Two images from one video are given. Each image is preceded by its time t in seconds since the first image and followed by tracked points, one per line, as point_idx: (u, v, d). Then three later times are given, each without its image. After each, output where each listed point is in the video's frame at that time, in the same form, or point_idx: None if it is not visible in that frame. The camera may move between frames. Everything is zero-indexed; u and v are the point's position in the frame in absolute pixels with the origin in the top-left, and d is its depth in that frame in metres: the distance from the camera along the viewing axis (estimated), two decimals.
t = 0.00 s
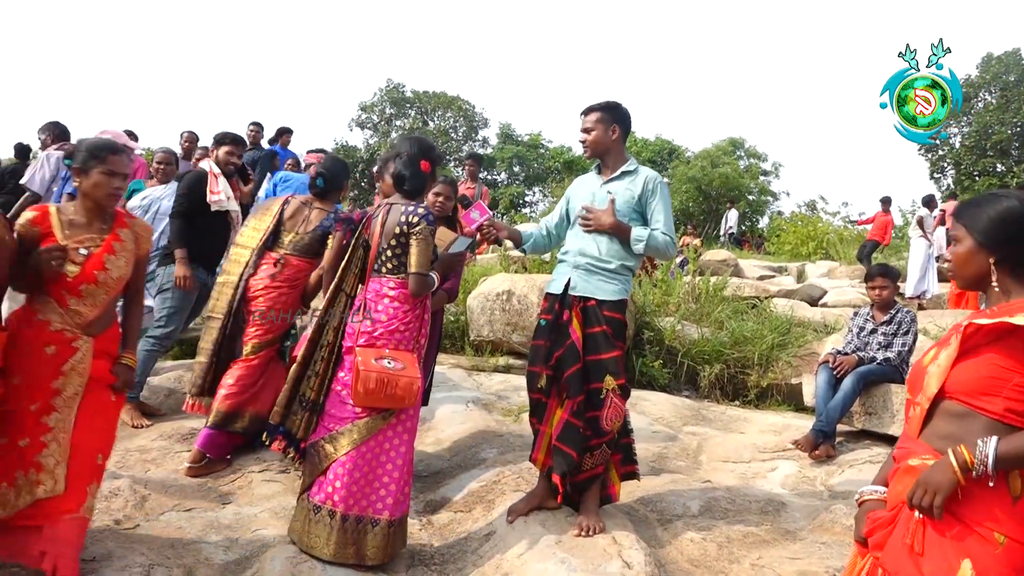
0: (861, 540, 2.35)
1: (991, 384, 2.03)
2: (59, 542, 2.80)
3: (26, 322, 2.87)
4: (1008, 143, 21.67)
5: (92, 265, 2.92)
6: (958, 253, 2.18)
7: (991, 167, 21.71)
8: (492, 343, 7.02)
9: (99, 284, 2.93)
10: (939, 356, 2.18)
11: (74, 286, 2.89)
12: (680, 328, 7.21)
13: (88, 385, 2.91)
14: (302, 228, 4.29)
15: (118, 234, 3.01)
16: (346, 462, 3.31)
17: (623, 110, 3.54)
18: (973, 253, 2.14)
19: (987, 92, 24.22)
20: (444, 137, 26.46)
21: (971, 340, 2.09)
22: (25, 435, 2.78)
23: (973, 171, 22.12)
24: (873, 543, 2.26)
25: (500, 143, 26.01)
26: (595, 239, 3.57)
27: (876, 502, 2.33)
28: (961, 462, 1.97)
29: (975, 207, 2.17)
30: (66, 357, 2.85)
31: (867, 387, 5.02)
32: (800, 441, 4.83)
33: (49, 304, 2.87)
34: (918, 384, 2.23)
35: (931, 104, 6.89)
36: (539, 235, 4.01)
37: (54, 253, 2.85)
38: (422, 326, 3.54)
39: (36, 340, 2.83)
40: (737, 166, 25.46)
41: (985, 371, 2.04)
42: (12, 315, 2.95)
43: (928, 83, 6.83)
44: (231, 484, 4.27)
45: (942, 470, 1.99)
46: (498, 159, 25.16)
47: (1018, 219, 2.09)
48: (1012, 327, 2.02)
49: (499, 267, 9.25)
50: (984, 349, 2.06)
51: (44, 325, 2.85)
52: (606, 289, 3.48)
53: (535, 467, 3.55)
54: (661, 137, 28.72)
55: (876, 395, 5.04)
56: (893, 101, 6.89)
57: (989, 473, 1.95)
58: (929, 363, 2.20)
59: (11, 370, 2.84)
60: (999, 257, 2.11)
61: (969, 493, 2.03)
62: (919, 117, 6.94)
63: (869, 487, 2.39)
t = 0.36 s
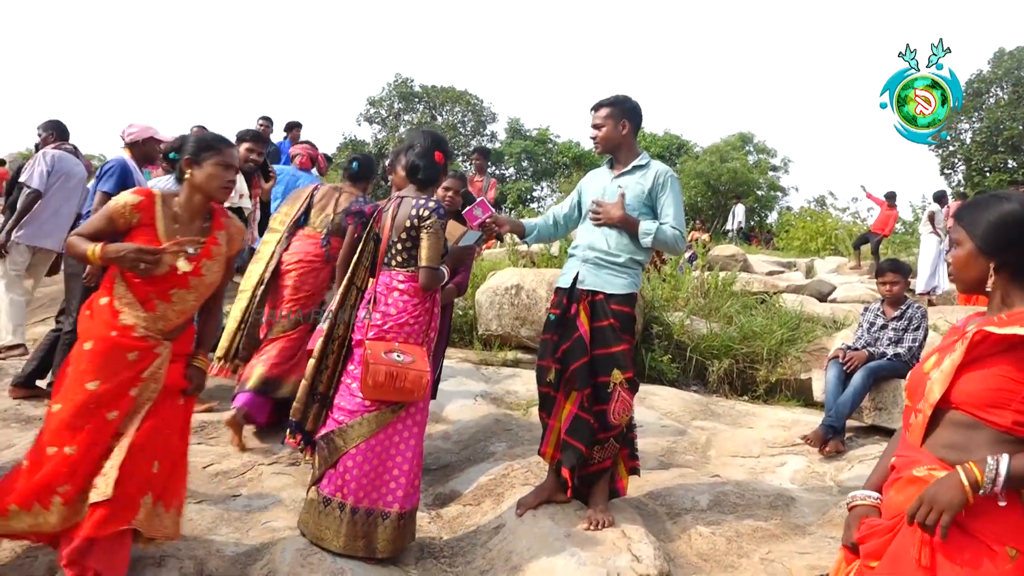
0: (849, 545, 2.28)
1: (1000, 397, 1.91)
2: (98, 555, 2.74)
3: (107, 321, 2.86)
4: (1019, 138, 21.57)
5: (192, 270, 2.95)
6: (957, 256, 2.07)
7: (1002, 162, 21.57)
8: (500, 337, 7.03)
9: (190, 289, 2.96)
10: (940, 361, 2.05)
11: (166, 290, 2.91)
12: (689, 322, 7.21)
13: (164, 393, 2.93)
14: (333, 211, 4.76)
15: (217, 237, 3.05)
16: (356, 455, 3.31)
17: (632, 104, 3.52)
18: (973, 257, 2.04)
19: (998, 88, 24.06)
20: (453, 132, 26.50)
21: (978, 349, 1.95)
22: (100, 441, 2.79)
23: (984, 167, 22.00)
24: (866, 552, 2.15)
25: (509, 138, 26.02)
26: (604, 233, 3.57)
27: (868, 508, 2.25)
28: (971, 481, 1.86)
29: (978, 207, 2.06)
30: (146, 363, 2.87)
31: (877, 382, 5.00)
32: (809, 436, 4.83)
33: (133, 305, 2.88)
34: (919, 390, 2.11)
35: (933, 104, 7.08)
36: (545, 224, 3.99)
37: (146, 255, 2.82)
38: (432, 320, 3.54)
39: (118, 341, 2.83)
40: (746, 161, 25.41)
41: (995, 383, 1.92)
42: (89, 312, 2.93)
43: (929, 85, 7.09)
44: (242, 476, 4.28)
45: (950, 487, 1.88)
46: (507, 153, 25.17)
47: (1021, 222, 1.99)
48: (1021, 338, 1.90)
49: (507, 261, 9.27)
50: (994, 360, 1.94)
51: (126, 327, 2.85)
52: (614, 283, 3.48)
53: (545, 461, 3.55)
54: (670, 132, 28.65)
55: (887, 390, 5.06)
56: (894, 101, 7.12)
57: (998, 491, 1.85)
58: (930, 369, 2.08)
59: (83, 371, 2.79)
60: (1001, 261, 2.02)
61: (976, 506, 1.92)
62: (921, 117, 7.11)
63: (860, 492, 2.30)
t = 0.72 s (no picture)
0: (837, 536, 2.23)
1: (989, 382, 1.87)
2: None
3: (181, 338, 2.61)
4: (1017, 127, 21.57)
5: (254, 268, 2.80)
6: (944, 242, 2.05)
7: (1001, 152, 21.50)
8: (501, 333, 7.02)
9: (256, 288, 2.81)
10: (928, 347, 2.01)
11: (236, 292, 2.73)
12: (689, 315, 7.20)
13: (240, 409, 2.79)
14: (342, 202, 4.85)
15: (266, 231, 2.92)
16: (358, 453, 3.31)
17: (629, 98, 3.51)
18: (960, 240, 2.02)
19: (996, 76, 23.98)
20: (450, 128, 26.51)
21: (965, 334, 1.92)
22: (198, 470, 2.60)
23: (983, 156, 21.96)
24: (856, 543, 2.09)
25: (507, 133, 26.01)
26: (603, 226, 3.56)
27: (857, 498, 2.21)
28: (963, 469, 1.79)
29: (963, 191, 2.05)
30: (226, 377, 2.70)
31: (878, 372, 5.00)
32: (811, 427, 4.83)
33: (206, 316, 2.65)
34: (906, 377, 2.07)
35: (932, 102, 5.94)
36: (543, 216, 3.98)
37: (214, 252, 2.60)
38: (433, 317, 3.54)
39: (199, 358, 2.61)
40: (745, 154, 25.39)
41: (983, 368, 1.88)
42: (148, 332, 2.64)
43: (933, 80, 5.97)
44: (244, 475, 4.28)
45: (943, 478, 1.81)
46: (505, 149, 25.18)
47: (1007, 205, 1.97)
48: (1009, 323, 1.87)
49: (507, 257, 9.26)
50: (983, 345, 1.90)
51: (203, 341, 2.64)
52: (613, 277, 3.47)
53: (547, 456, 3.55)
54: (668, 125, 28.59)
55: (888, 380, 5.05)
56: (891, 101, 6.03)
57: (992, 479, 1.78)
58: (916, 356, 2.04)
59: (166, 397, 2.55)
60: (988, 244, 1.99)
61: (971, 495, 1.86)
62: (921, 116, 5.95)
63: (849, 482, 2.26)
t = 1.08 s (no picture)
0: (793, 531, 2.19)
1: (929, 370, 1.88)
2: None
3: (233, 345, 2.37)
4: (996, 126, 21.82)
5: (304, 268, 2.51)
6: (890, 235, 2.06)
7: (979, 150, 21.66)
8: (484, 328, 7.01)
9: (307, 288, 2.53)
10: (872, 338, 2.01)
11: (286, 294, 2.47)
12: (672, 311, 7.21)
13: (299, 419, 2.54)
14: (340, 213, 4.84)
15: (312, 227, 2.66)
16: (340, 448, 3.30)
17: (613, 93, 3.50)
18: (906, 234, 2.04)
19: (975, 75, 24.22)
20: (434, 123, 26.43)
21: (906, 324, 1.93)
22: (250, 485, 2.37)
23: (962, 155, 22.15)
24: (808, 536, 2.08)
25: (490, 128, 25.96)
26: (585, 220, 3.56)
27: (810, 491, 2.19)
28: (901, 458, 1.83)
29: (908, 185, 2.06)
30: (282, 385, 2.46)
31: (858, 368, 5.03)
32: (792, 423, 4.86)
33: (255, 318, 2.40)
34: (852, 368, 2.07)
35: (935, 103, 5.03)
36: (526, 212, 3.98)
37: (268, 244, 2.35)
38: (417, 311, 3.52)
39: (253, 365, 2.37)
40: (727, 150, 25.49)
41: (923, 356, 1.89)
42: (194, 337, 2.39)
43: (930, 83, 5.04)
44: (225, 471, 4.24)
45: (883, 468, 1.85)
46: (488, 144, 25.14)
47: (952, 197, 1.98)
48: (948, 311, 1.88)
49: (491, 252, 9.25)
50: (922, 334, 1.91)
51: (256, 346, 2.39)
52: (596, 272, 3.46)
53: (529, 450, 3.55)
54: (651, 122, 28.66)
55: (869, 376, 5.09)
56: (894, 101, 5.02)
57: (933, 468, 1.81)
58: (862, 347, 2.04)
59: (218, 409, 2.31)
60: (934, 236, 2.01)
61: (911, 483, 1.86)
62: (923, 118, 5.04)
63: (804, 475, 2.24)
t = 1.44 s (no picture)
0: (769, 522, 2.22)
1: (887, 357, 1.92)
2: None
3: (318, 382, 2.26)
4: (993, 119, 21.84)
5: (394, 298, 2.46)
6: (852, 224, 2.10)
7: (977, 143, 21.61)
8: (484, 327, 7.00)
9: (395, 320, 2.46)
10: (835, 329, 2.04)
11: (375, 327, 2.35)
12: (673, 308, 7.21)
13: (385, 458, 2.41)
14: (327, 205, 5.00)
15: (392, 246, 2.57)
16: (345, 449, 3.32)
17: (605, 88, 3.49)
18: (867, 223, 2.07)
19: (972, 68, 24.22)
20: (431, 123, 26.41)
21: (865, 313, 1.97)
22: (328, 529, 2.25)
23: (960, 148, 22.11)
24: (782, 528, 2.13)
25: (488, 128, 25.94)
26: (586, 218, 3.55)
27: (784, 484, 2.21)
28: (850, 437, 1.88)
29: (868, 174, 2.09)
30: (367, 426, 2.33)
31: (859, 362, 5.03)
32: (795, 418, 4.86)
33: (346, 353, 2.31)
34: (818, 359, 2.10)
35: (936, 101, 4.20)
36: (525, 212, 3.97)
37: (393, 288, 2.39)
38: (417, 310, 3.52)
39: (339, 405, 2.26)
40: (725, 147, 25.48)
41: (881, 344, 1.93)
42: (279, 371, 2.30)
43: (932, 83, 4.21)
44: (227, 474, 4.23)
45: (832, 447, 1.91)
46: (486, 143, 25.10)
47: (909, 184, 2.02)
48: (903, 298, 1.91)
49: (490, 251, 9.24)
50: (880, 321, 1.95)
51: (342, 383, 2.28)
52: (598, 270, 3.46)
53: (535, 449, 3.55)
54: (648, 119, 28.65)
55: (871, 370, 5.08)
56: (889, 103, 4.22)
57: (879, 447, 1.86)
58: (826, 338, 2.07)
59: (299, 448, 2.22)
60: (896, 223, 2.04)
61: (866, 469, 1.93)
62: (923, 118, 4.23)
63: (777, 468, 2.25)
